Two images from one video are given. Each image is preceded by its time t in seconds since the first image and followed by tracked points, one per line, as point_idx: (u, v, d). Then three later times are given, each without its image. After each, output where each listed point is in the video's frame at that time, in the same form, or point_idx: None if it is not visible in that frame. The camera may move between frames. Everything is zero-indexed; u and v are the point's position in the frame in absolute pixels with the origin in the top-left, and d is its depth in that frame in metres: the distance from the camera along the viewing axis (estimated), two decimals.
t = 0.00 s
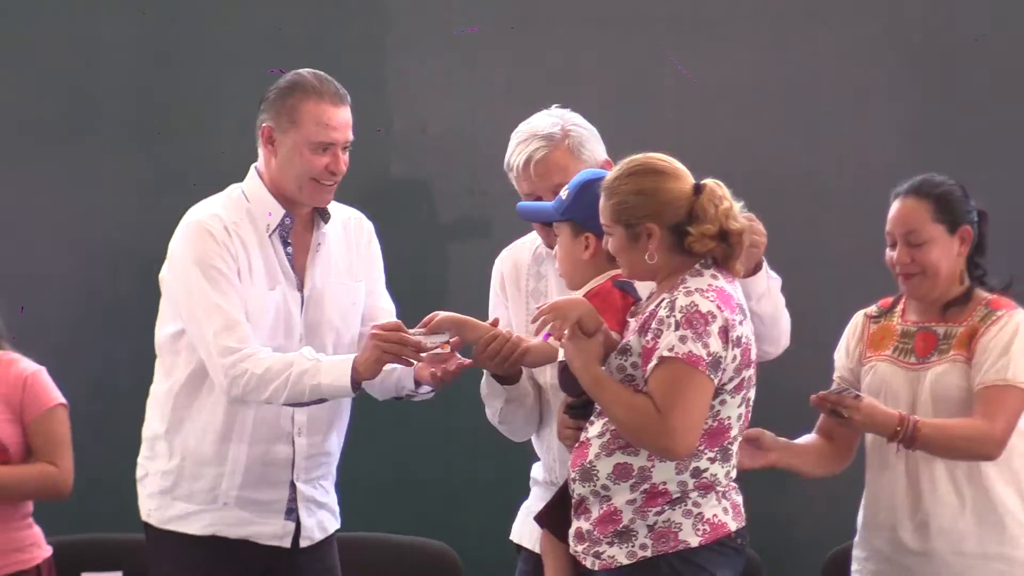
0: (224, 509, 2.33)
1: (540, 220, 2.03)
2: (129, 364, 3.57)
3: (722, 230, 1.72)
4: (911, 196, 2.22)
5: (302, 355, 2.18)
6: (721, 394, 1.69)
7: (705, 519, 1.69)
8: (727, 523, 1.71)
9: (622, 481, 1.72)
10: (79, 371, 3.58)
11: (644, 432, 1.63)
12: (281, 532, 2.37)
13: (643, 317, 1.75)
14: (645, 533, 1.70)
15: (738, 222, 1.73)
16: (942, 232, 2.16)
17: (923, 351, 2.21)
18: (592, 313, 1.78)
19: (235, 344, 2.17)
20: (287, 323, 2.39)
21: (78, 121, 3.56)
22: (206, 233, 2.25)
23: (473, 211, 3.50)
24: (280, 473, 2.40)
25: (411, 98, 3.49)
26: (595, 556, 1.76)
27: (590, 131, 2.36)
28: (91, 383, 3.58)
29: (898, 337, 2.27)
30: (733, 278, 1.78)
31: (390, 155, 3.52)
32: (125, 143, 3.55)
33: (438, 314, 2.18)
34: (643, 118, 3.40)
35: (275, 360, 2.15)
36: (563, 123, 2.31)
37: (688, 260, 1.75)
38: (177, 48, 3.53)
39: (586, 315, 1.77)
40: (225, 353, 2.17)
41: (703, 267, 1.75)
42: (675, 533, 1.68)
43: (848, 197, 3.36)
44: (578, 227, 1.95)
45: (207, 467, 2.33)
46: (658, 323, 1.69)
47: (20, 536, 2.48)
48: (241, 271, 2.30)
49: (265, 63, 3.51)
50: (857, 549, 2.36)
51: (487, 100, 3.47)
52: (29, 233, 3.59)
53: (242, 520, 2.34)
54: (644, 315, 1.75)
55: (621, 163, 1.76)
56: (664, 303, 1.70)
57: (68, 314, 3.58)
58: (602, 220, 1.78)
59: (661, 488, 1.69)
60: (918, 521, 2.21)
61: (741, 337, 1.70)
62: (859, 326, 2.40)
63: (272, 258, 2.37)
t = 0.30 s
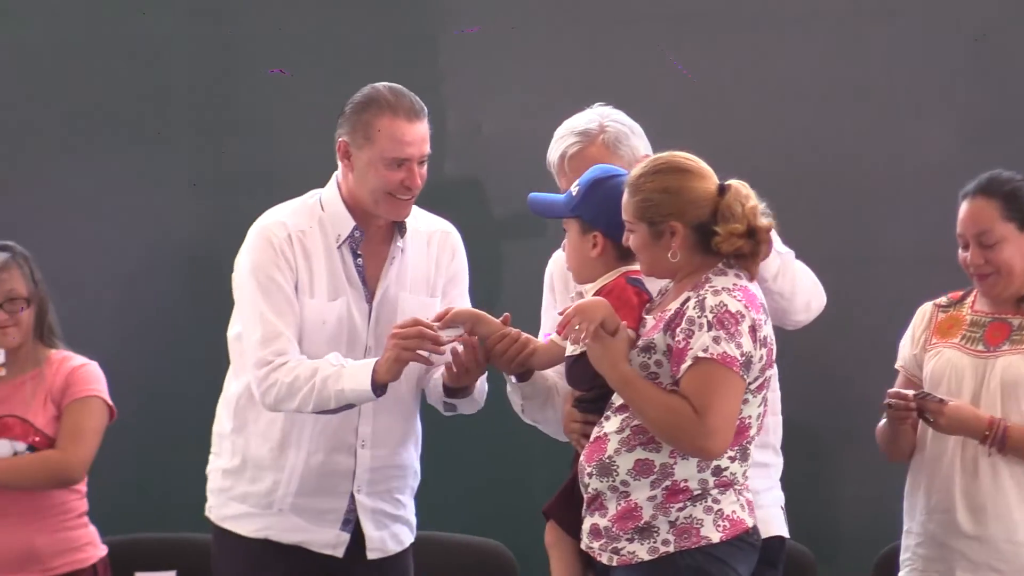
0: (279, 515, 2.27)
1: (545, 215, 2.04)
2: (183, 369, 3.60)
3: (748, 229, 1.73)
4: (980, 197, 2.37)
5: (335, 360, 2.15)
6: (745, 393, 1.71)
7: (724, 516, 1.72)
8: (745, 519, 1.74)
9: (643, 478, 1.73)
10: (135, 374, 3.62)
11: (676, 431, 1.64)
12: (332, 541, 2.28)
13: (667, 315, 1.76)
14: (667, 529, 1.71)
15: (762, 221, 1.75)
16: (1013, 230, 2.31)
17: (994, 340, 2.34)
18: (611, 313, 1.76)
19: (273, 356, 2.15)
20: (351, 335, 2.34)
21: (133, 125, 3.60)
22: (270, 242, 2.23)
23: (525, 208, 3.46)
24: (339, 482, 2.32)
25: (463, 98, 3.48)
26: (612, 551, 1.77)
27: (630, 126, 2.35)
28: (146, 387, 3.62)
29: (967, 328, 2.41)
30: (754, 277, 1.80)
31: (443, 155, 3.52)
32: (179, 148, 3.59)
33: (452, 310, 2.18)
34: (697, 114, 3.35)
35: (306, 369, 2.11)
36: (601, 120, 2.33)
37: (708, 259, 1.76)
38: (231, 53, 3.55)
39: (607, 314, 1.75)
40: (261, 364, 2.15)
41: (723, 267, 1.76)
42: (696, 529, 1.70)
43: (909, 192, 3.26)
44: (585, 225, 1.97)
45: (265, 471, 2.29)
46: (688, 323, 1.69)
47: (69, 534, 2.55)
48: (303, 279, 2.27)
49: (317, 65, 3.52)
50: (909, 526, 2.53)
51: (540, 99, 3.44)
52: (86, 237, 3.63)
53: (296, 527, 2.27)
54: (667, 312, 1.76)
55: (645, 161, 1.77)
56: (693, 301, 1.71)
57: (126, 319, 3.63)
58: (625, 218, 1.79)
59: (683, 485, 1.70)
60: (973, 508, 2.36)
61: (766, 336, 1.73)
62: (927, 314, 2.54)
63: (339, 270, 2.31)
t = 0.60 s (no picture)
0: (318, 496, 2.21)
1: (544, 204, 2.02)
2: (199, 362, 3.36)
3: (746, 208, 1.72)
4: None
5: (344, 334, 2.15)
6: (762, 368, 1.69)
7: (749, 494, 1.69)
8: (768, 497, 1.72)
9: (666, 459, 1.70)
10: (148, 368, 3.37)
11: (696, 412, 1.61)
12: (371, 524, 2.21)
13: (678, 295, 1.73)
14: (694, 509, 1.67)
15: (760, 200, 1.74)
16: None
17: None
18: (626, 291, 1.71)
19: (297, 343, 2.16)
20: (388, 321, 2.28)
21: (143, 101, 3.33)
22: (300, 234, 2.20)
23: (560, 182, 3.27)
24: (379, 464, 2.24)
25: (497, 75, 3.29)
26: (636, 531, 1.73)
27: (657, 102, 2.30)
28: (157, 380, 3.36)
29: (1011, 304, 2.40)
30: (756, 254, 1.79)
31: (475, 134, 3.32)
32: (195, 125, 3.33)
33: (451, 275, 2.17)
34: (735, 90, 3.20)
35: (319, 349, 2.12)
36: (624, 95, 2.29)
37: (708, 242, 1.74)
38: (249, 24, 3.30)
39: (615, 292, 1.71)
40: (284, 351, 2.17)
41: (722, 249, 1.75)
42: (723, 509, 1.67)
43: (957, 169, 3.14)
44: (588, 210, 1.96)
45: (308, 452, 2.24)
46: (701, 303, 1.66)
47: (96, 511, 2.57)
48: (334, 267, 2.24)
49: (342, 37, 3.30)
50: (943, 501, 2.49)
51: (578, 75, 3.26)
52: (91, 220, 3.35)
53: (335, 508, 2.21)
54: (676, 294, 1.73)
55: (642, 146, 1.75)
56: (705, 281, 1.68)
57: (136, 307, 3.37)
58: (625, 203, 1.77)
59: (707, 465, 1.68)
60: (1014, 483, 2.35)
61: (778, 311, 1.72)
62: (969, 292, 2.53)
63: (372, 257, 2.25)
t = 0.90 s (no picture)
0: (339, 453, 2.20)
1: (553, 164, 2.00)
2: (221, 320, 3.37)
3: (759, 167, 1.70)
4: None
5: (353, 291, 2.13)
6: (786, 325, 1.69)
7: (772, 451, 1.70)
8: (790, 454, 1.73)
9: (690, 418, 1.70)
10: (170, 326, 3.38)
11: (724, 367, 1.62)
12: (390, 480, 2.19)
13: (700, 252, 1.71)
14: (718, 468, 1.68)
15: (773, 159, 1.73)
16: None
17: None
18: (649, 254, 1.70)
19: (311, 299, 2.15)
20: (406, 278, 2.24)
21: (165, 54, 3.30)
22: (313, 193, 2.18)
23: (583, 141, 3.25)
24: (399, 422, 2.23)
25: (522, 33, 3.26)
26: (660, 491, 1.73)
27: (668, 57, 2.27)
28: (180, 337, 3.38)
29: (1019, 260, 2.42)
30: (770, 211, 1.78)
31: (499, 92, 3.29)
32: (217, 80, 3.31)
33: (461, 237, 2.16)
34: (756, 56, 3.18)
35: (331, 307, 2.11)
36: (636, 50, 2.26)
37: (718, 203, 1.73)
38: None
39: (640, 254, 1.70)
40: (299, 309, 2.16)
41: (732, 210, 1.72)
42: (747, 466, 1.68)
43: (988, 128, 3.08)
44: (597, 169, 1.94)
45: (328, 410, 2.23)
46: (726, 258, 1.65)
47: (118, 468, 2.59)
48: (349, 225, 2.21)
49: None
50: (951, 458, 2.49)
51: (604, 32, 3.24)
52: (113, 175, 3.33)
53: (354, 464, 2.19)
54: (694, 253, 1.72)
55: (653, 107, 1.73)
56: (729, 235, 1.67)
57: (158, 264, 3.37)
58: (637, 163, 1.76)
59: (730, 423, 1.68)
60: None
61: (800, 265, 1.72)
62: (975, 248, 2.52)
63: (386, 214, 2.22)
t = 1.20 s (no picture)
0: (349, 441, 2.16)
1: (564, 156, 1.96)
2: (236, 308, 3.36)
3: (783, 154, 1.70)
4: None
5: (357, 295, 2.06)
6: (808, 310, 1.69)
7: (790, 441, 1.70)
8: (807, 443, 1.73)
9: (711, 403, 1.69)
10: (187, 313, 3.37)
11: (749, 348, 1.60)
12: (403, 459, 2.15)
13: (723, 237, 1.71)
14: (740, 456, 1.67)
15: (797, 147, 1.72)
16: None
17: None
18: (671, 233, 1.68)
19: (313, 292, 2.10)
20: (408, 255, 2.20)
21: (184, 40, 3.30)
22: (311, 179, 2.14)
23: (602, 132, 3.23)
24: (408, 400, 2.19)
25: (542, 21, 3.24)
26: (680, 479, 1.72)
27: (670, 44, 2.26)
28: (196, 323, 3.37)
29: (1014, 254, 2.39)
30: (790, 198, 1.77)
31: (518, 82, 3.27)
32: (235, 65, 3.30)
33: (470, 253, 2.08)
34: (775, 49, 3.16)
35: (334, 307, 2.05)
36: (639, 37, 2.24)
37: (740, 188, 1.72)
38: None
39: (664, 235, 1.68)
40: (302, 301, 2.11)
41: (753, 196, 1.72)
42: (768, 455, 1.67)
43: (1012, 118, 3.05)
44: (611, 162, 1.92)
45: (335, 398, 2.18)
46: (750, 241, 1.64)
47: (131, 456, 2.59)
48: (347, 209, 2.16)
49: None
50: (955, 453, 2.48)
51: (623, 20, 3.22)
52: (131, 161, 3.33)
53: (365, 449, 2.16)
54: (713, 238, 1.72)
55: (678, 92, 1.73)
56: (752, 219, 1.66)
57: (175, 250, 3.36)
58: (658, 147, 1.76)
59: (751, 409, 1.68)
60: None
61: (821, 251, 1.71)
62: (971, 242, 2.50)
63: (385, 194, 2.17)
